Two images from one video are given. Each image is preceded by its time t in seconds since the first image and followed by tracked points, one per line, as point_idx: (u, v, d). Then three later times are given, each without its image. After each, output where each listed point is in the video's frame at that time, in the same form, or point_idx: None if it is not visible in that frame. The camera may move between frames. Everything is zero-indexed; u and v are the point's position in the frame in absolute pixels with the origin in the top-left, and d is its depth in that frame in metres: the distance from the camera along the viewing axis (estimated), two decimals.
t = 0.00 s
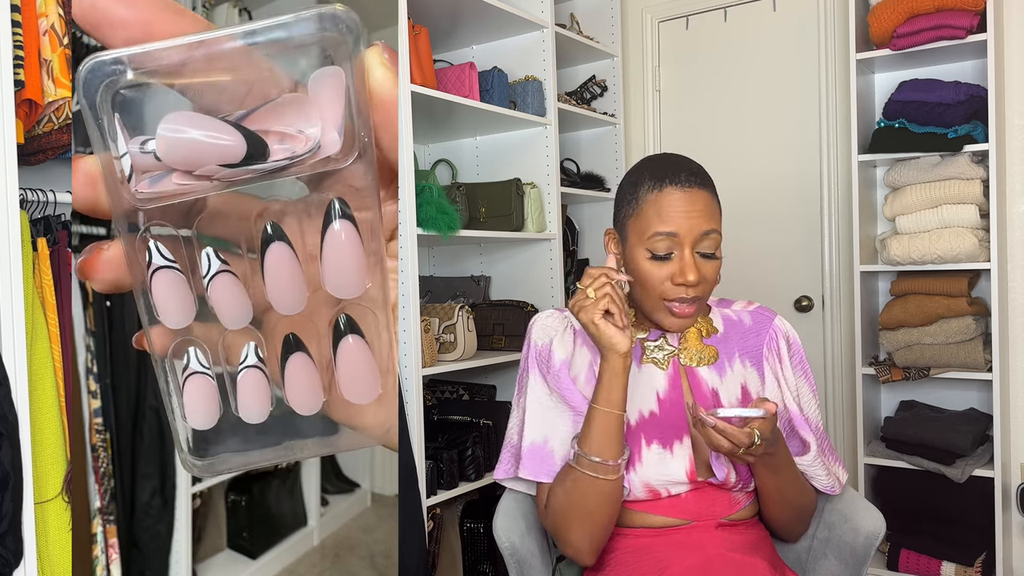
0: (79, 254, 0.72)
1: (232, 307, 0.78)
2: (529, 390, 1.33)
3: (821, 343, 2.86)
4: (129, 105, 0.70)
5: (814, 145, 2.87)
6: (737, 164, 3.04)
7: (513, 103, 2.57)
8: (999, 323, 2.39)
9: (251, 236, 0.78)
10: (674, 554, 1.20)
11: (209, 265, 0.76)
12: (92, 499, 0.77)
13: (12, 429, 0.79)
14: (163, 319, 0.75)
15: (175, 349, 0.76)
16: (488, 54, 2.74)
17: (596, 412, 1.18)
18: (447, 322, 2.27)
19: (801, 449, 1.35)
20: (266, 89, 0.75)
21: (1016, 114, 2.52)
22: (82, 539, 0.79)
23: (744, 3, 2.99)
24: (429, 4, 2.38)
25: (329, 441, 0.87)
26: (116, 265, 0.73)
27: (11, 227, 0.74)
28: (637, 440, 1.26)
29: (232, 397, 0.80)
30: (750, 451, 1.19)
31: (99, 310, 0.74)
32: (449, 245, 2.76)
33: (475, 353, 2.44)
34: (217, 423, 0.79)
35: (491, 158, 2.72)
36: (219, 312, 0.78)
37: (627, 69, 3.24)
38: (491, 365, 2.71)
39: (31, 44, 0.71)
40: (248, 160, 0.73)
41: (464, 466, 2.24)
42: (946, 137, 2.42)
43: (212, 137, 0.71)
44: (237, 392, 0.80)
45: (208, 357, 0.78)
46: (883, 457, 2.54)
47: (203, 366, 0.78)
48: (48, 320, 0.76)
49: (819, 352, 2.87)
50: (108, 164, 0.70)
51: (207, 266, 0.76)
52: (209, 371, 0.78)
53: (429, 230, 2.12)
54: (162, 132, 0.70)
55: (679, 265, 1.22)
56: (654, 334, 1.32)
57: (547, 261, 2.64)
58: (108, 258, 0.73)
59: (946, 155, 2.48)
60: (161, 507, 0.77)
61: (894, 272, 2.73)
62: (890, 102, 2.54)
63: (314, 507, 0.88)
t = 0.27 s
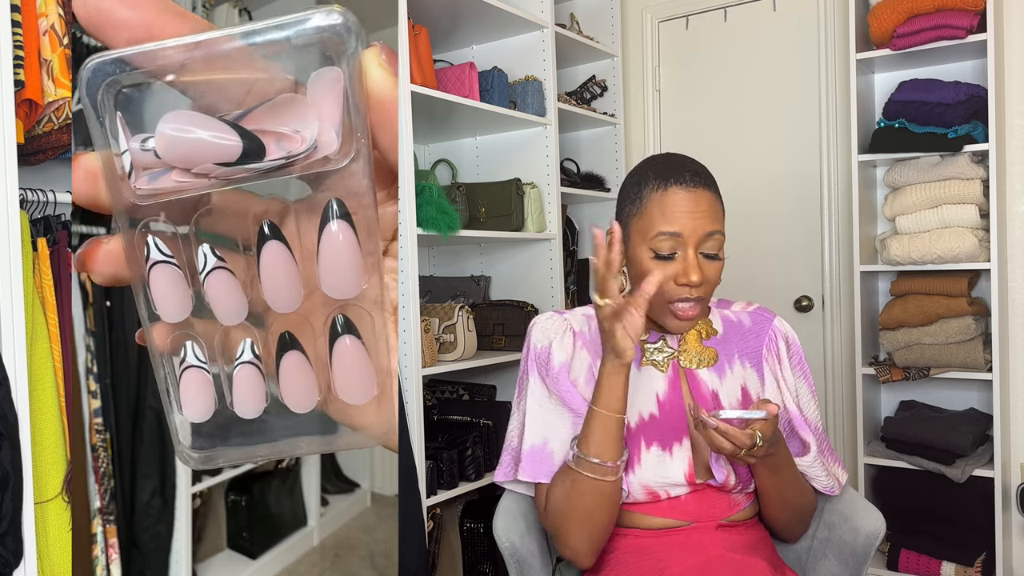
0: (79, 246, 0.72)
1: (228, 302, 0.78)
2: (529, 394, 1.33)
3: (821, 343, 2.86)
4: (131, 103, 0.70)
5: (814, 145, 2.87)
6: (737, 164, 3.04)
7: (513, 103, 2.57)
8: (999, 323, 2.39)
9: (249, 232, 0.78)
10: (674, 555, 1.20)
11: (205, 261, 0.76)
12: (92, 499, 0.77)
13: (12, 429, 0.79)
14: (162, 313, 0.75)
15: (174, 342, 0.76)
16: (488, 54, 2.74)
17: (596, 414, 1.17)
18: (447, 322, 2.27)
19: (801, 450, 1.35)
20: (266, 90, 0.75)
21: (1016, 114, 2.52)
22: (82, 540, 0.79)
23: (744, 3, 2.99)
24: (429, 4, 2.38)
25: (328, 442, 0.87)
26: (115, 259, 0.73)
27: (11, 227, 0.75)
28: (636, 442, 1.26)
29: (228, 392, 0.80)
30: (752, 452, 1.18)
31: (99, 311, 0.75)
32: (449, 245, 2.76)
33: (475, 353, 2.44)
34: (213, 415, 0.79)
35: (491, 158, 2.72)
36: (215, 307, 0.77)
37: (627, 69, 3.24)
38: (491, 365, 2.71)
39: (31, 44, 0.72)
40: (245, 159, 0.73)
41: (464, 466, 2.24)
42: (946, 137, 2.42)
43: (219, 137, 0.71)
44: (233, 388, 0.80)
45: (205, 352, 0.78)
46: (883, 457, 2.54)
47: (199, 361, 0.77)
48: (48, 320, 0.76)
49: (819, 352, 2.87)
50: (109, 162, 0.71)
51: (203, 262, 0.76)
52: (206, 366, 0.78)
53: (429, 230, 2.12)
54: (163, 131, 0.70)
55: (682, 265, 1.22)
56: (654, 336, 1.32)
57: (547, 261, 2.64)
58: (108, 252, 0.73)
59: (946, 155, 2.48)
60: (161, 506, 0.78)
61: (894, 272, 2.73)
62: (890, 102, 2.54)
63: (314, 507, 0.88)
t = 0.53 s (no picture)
0: (78, 248, 0.73)
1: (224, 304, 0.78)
2: (528, 394, 1.33)
3: (821, 343, 2.86)
4: (130, 107, 0.71)
5: (814, 145, 2.87)
6: (737, 164, 3.04)
7: (512, 103, 2.57)
8: (999, 323, 2.39)
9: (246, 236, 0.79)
10: (674, 554, 1.19)
11: (202, 264, 0.76)
12: (92, 499, 0.77)
13: (12, 429, 0.78)
14: (158, 313, 0.75)
15: (172, 342, 0.76)
16: (488, 54, 2.74)
17: (592, 418, 1.17)
18: (447, 323, 2.27)
19: (801, 450, 1.35)
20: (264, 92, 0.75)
21: (1016, 114, 2.52)
22: (83, 539, 0.79)
23: (744, 3, 2.99)
24: (429, 4, 2.38)
25: (329, 443, 0.88)
26: (113, 260, 0.73)
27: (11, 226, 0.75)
28: (635, 442, 1.26)
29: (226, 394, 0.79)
30: (752, 451, 1.18)
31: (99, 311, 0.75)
32: (449, 245, 2.76)
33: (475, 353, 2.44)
34: (208, 417, 0.79)
35: (491, 158, 2.72)
36: (211, 306, 0.77)
37: (627, 68, 3.24)
38: (491, 365, 2.71)
39: (31, 44, 0.72)
40: (241, 164, 0.74)
41: (465, 466, 2.24)
42: (946, 137, 2.42)
43: (219, 142, 0.72)
44: (230, 390, 0.79)
45: (202, 354, 0.78)
46: (883, 458, 2.54)
47: (196, 360, 0.77)
48: (48, 320, 0.76)
49: (819, 352, 2.87)
50: (105, 165, 0.71)
51: (199, 264, 0.76)
52: (202, 368, 0.78)
53: (429, 230, 2.12)
54: (161, 135, 0.70)
55: (682, 265, 1.22)
56: (654, 336, 1.32)
57: (547, 261, 2.64)
58: (106, 254, 0.73)
59: (946, 155, 2.48)
60: (161, 507, 0.78)
61: (894, 272, 2.73)
62: (890, 103, 2.54)
63: (315, 507, 0.89)
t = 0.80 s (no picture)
0: (78, 248, 0.72)
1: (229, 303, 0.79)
2: (526, 395, 1.33)
3: (821, 343, 2.86)
4: (126, 103, 0.71)
5: (814, 145, 2.87)
6: (736, 164, 3.04)
7: (513, 103, 2.57)
8: (999, 323, 2.39)
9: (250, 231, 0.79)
10: (674, 554, 1.19)
11: (206, 262, 0.77)
12: (92, 499, 0.77)
13: (12, 429, 0.78)
14: (160, 315, 0.75)
15: (174, 345, 0.77)
16: (488, 54, 2.74)
17: (602, 428, 1.17)
18: (447, 322, 2.27)
19: (799, 450, 1.35)
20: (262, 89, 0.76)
21: (1016, 114, 2.52)
22: (81, 539, 0.79)
23: (744, 3, 2.99)
24: (429, 4, 2.38)
25: (329, 441, 0.88)
26: (113, 261, 0.73)
27: (11, 227, 0.75)
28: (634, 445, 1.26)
29: (231, 395, 0.81)
30: (749, 452, 1.18)
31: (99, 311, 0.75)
32: (449, 244, 2.76)
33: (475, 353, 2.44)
34: (214, 421, 0.80)
35: (491, 158, 2.72)
36: (216, 307, 0.78)
37: (627, 69, 3.24)
38: (491, 365, 2.71)
39: (31, 44, 0.71)
40: (243, 157, 0.74)
41: (464, 466, 2.24)
42: (946, 137, 2.42)
43: (210, 135, 0.72)
44: (236, 390, 0.81)
45: (206, 355, 0.79)
46: (883, 457, 2.54)
47: (200, 363, 0.78)
48: (48, 320, 0.76)
49: (819, 352, 2.87)
50: (104, 162, 0.71)
51: (203, 263, 0.77)
52: (207, 369, 0.79)
53: (429, 230, 2.12)
54: (158, 130, 0.71)
55: (683, 267, 1.22)
56: (652, 335, 1.32)
57: (547, 261, 2.64)
58: (105, 255, 0.73)
59: (946, 155, 2.48)
60: (161, 507, 0.78)
61: (894, 272, 2.73)
62: (890, 102, 2.54)
63: (314, 507, 0.89)
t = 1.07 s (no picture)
0: (75, 261, 0.73)
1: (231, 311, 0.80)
2: (529, 395, 1.33)
3: (821, 343, 2.86)
4: (124, 113, 0.71)
5: (814, 145, 2.87)
6: (736, 164, 3.04)
7: (513, 103, 2.57)
8: (999, 323, 2.39)
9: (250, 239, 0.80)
10: (674, 554, 1.19)
11: (206, 270, 0.78)
12: (92, 499, 0.77)
13: (12, 430, 0.76)
14: (159, 325, 0.76)
15: (174, 354, 0.78)
16: (488, 54, 2.74)
17: (614, 431, 1.16)
18: (447, 322, 2.27)
19: (800, 450, 1.35)
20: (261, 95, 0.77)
21: (1016, 114, 2.52)
22: (81, 539, 0.79)
23: (744, 3, 2.99)
24: (429, 4, 2.38)
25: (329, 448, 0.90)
26: (113, 272, 0.74)
27: (11, 227, 0.73)
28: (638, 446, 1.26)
29: (232, 404, 0.81)
30: (751, 453, 1.17)
31: (99, 311, 0.75)
32: (449, 245, 2.76)
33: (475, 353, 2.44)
34: (216, 431, 0.81)
35: (491, 159, 2.72)
36: (216, 313, 0.79)
37: (627, 68, 3.24)
38: (491, 365, 2.71)
39: (31, 44, 0.72)
40: (243, 164, 0.75)
41: (464, 466, 2.24)
42: (946, 137, 2.42)
43: (202, 142, 0.72)
44: (236, 399, 0.81)
45: (206, 364, 0.80)
46: (883, 457, 2.54)
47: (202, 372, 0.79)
48: (48, 320, 0.75)
49: (819, 352, 2.87)
50: (103, 171, 0.71)
51: (204, 271, 0.77)
52: (208, 379, 0.80)
53: (429, 230, 2.12)
54: (155, 139, 0.71)
55: (686, 267, 1.22)
56: (654, 336, 1.32)
57: (547, 261, 2.64)
58: (104, 266, 0.74)
59: (946, 155, 2.48)
60: (161, 507, 0.78)
61: (894, 272, 2.73)
62: (890, 103, 2.54)
63: (314, 507, 0.90)
